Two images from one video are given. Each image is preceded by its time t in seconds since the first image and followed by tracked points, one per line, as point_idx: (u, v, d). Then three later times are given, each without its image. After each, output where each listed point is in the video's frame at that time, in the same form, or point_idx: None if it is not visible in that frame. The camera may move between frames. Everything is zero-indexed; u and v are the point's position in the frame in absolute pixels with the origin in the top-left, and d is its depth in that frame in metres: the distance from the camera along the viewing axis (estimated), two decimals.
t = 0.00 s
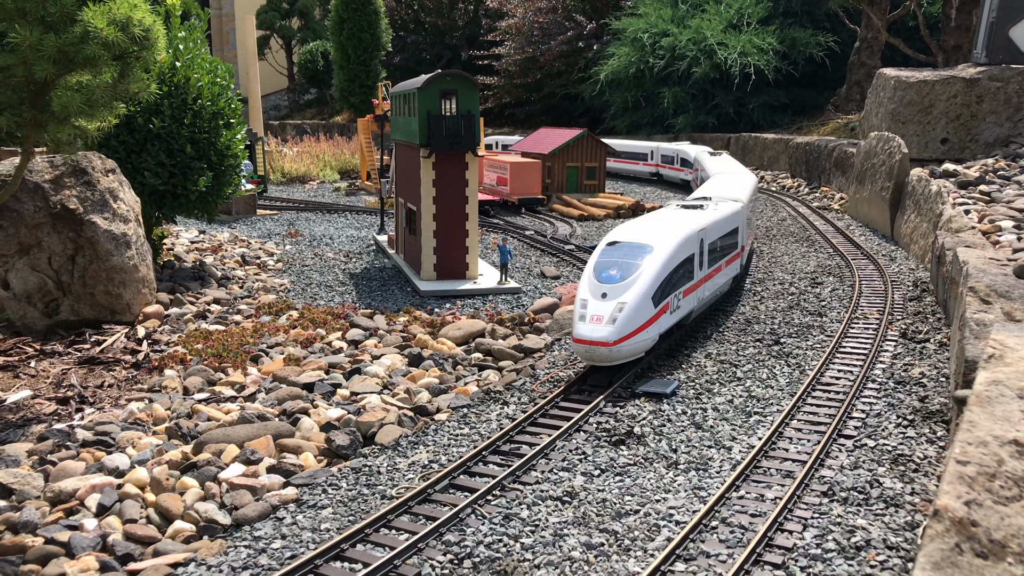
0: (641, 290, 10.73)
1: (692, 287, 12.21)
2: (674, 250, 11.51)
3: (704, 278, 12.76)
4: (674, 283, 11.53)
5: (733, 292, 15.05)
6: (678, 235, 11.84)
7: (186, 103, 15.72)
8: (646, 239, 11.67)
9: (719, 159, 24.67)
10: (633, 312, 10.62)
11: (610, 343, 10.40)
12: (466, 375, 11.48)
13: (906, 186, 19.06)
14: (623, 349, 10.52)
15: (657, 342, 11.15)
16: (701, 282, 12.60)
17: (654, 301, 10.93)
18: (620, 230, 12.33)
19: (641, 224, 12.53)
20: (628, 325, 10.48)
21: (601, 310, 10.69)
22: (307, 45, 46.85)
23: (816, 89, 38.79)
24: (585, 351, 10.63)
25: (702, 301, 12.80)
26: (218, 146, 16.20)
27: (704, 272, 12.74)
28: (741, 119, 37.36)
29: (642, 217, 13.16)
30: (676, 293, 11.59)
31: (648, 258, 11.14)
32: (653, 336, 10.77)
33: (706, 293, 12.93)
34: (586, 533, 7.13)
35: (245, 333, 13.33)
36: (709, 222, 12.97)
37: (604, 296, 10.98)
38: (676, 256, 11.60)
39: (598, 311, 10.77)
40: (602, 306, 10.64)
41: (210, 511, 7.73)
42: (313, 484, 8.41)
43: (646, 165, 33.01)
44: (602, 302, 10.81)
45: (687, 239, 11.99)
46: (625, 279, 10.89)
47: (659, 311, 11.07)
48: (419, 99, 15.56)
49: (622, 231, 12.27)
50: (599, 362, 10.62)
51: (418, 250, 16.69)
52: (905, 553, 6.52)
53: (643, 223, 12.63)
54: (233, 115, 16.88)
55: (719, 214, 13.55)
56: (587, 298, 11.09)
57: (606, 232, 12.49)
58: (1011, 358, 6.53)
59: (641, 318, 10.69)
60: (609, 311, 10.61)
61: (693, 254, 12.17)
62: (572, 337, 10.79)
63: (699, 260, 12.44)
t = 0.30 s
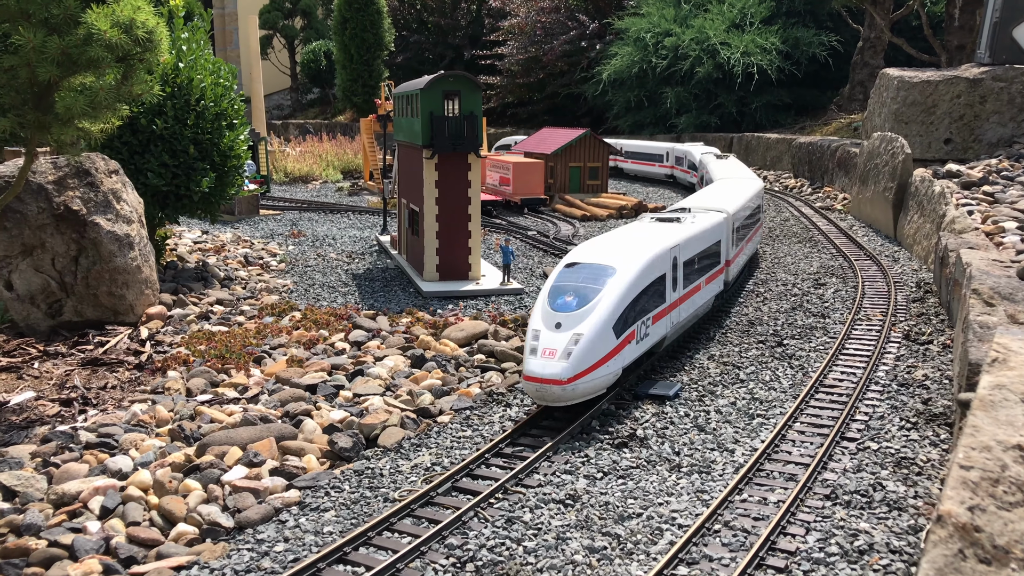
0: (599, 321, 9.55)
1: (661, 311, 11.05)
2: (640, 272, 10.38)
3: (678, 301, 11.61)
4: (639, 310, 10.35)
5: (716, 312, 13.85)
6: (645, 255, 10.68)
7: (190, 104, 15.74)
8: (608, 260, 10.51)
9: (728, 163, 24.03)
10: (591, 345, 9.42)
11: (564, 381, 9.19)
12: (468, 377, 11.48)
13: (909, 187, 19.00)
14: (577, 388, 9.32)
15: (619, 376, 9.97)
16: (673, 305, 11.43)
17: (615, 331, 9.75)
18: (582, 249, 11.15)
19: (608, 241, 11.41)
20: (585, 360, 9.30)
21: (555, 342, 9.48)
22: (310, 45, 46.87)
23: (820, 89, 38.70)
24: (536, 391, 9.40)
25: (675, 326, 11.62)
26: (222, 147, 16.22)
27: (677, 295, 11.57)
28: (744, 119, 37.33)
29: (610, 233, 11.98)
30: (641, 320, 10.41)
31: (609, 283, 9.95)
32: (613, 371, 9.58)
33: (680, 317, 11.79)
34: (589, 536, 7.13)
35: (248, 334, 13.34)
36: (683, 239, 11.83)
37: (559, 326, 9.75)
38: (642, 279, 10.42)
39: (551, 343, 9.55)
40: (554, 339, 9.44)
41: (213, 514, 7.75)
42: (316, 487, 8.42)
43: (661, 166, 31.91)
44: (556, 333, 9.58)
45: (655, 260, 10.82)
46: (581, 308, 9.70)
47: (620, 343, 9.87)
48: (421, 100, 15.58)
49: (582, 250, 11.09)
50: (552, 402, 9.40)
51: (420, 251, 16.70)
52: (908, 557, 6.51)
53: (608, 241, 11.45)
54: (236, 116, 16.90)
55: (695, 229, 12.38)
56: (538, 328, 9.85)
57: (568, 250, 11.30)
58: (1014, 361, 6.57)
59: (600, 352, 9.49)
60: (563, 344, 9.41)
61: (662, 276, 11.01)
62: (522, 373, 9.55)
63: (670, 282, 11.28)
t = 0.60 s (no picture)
0: (543, 357, 8.39)
1: (623, 341, 9.88)
2: (596, 299, 9.26)
3: (643, 328, 10.45)
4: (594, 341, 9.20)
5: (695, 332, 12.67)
6: (600, 279, 9.53)
7: (192, 104, 15.75)
8: (558, 285, 9.37)
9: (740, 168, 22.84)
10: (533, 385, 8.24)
11: (500, 429, 8.00)
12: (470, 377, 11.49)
13: (912, 186, 18.98)
14: (517, 436, 8.13)
15: (569, 419, 8.79)
16: (637, 333, 10.28)
17: (564, 368, 8.59)
18: (531, 272, 10.02)
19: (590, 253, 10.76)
20: (526, 404, 8.12)
21: (492, 382, 8.30)
22: (312, 44, 46.88)
23: (822, 88, 38.66)
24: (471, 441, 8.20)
25: (641, 356, 10.45)
26: (224, 147, 16.23)
27: (642, 321, 10.43)
28: (746, 118, 37.31)
29: (568, 253, 10.84)
30: (597, 353, 9.25)
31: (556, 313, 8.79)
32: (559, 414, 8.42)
33: (649, 344, 10.69)
34: (591, 535, 7.15)
35: (251, 333, 13.34)
36: (650, 257, 10.71)
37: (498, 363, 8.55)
38: (596, 306, 9.26)
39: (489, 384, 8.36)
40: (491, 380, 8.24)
41: (216, 512, 7.77)
42: (319, 485, 8.44)
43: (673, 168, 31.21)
44: (495, 373, 8.40)
45: (612, 284, 9.69)
46: (524, 342, 8.53)
47: (570, 382, 8.71)
48: (424, 99, 15.57)
49: (532, 273, 9.95)
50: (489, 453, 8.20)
51: (423, 250, 16.72)
52: (911, 556, 6.51)
53: (564, 261, 10.33)
54: (239, 115, 16.92)
55: (665, 245, 11.23)
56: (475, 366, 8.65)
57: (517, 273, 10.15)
58: (1017, 361, 6.68)
59: (544, 394, 8.31)
60: (501, 385, 8.22)
61: (622, 301, 9.87)
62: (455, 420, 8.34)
63: (632, 307, 10.12)
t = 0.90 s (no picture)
0: (455, 405, 7.19)
1: (562, 381, 8.69)
2: (525, 336, 8.10)
3: (588, 365, 9.25)
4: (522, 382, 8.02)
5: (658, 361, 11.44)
6: (531, 311, 8.38)
7: (193, 102, 15.73)
8: (481, 319, 8.24)
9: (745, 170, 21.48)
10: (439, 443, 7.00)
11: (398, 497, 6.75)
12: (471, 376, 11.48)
13: (914, 186, 18.92)
14: (420, 502, 6.88)
15: (490, 476, 7.57)
16: (581, 370, 9.09)
17: (481, 417, 7.38)
18: (453, 305, 8.87)
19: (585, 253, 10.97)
20: (430, 464, 6.89)
21: (393, 438, 7.06)
22: (314, 43, 46.88)
23: (824, 88, 38.62)
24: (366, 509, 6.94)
25: (588, 395, 9.25)
26: (225, 146, 16.21)
27: (588, 355, 9.25)
28: (748, 118, 37.28)
29: (502, 281, 9.70)
30: (526, 397, 8.06)
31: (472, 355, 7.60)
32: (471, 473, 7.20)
33: (601, 380, 9.54)
34: (591, 535, 7.14)
35: (252, 332, 13.32)
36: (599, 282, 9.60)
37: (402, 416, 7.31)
38: (525, 342, 8.09)
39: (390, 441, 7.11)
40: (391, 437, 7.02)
41: (216, 511, 7.76)
42: (319, 484, 8.43)
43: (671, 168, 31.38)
44: (397, 427, 7.16)
45: (546, 315, 8.54)
46: (433, 388, 7.32)
47: (490, 433, 7.50)
48: (425, 98, 15.54)
49: (456, 307, 8.77)
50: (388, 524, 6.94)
51: (424, 249, 16.71)
52: (911, 556, 6.50)
53: (494, 291, 9.19)
54: (240, 114, 16.91)
55: (616, 268, 10.09)
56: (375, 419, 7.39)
57: (438, 306, 9.00)
58: (1017, 361, 6.69)
59: (454, 449, 7.09)
60: (401, 442, 7.00)
61: (559, 335, 8.71)
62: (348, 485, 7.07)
63: (573, 341, 8.95)
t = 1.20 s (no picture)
0: (322, 472, 5.96)
1: (478, 431, 7.39)
2: (429, 379, 6.84)
3: (517, 409, 7.96)
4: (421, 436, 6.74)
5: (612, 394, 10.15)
6: (437, 350, 7.08)
7: (194, 102, 15.72)
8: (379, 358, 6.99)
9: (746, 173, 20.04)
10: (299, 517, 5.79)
11: None
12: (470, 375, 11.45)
13: (916, 186, 18.88)
14: None
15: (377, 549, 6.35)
16: (509, 414, 7.84)
17: (359, 483, 6.14)
18: (353, 340, 7.61)
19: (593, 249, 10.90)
20: (284, 543, 5.70)
21: (246, 511, 5.89)
22: (316, 43, 46.89)
23: (826, 87, 38.57)
24: None
25: (518, 443, 7.99)
26: (226, 145, 16.19)
27: (517, 398, 7.98)
28: (750, 117, 37.24)
29: (424, 307, 8.44)
30: (427, 453, 6.78)
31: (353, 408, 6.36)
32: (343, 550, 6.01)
33: (537, 423, 8.31)
34: (591, 534, 7.12)
35: (253, 331, 13.30)
36: (544, 308, 8.51)
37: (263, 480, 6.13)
38: (424, 389, 6.80)
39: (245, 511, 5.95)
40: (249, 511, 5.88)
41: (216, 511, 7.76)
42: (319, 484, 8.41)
43: (661, 164, 32.53)
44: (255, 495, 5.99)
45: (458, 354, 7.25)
46: (299, 450, 6.11)
47: (373, 501, 6.24)
48: (426, 97, 15.52)
49: (359, 341, 7.53)
50: None
51: (425, 248, 16.71)
52: (912, 556, 6.47)
53: (407, 320, 7.91)
54: (241, 114, 16.90)
55: (560, 294, 8.80)
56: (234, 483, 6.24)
57: (337, 340, 7.74)
58: (1019, 360, 6.67)
59: (319, 527, 5.87)
60: (255, 516, 5.83)
61: (474, 376, 7.41)
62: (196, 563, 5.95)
63: (495, 383, 7.66)
